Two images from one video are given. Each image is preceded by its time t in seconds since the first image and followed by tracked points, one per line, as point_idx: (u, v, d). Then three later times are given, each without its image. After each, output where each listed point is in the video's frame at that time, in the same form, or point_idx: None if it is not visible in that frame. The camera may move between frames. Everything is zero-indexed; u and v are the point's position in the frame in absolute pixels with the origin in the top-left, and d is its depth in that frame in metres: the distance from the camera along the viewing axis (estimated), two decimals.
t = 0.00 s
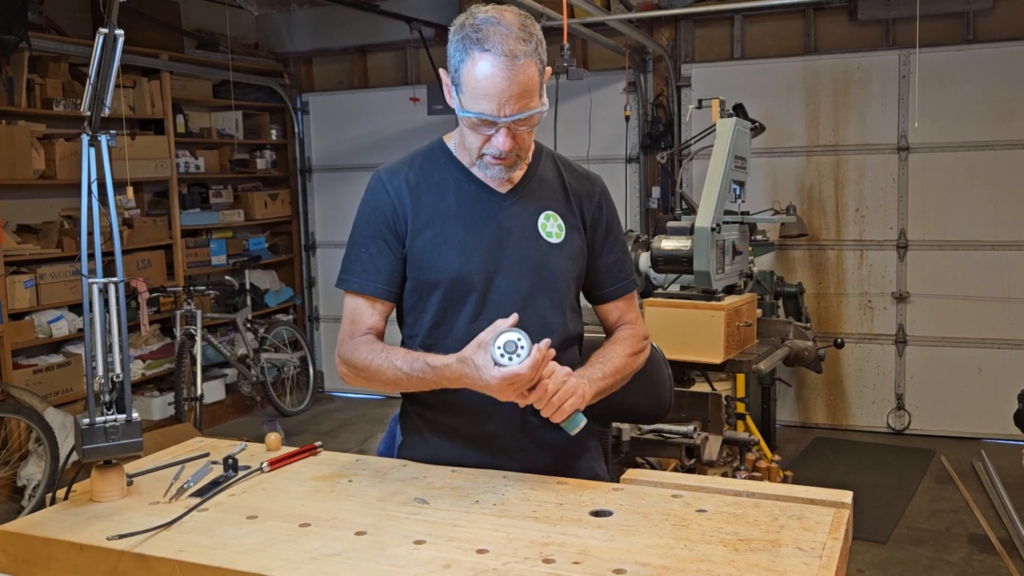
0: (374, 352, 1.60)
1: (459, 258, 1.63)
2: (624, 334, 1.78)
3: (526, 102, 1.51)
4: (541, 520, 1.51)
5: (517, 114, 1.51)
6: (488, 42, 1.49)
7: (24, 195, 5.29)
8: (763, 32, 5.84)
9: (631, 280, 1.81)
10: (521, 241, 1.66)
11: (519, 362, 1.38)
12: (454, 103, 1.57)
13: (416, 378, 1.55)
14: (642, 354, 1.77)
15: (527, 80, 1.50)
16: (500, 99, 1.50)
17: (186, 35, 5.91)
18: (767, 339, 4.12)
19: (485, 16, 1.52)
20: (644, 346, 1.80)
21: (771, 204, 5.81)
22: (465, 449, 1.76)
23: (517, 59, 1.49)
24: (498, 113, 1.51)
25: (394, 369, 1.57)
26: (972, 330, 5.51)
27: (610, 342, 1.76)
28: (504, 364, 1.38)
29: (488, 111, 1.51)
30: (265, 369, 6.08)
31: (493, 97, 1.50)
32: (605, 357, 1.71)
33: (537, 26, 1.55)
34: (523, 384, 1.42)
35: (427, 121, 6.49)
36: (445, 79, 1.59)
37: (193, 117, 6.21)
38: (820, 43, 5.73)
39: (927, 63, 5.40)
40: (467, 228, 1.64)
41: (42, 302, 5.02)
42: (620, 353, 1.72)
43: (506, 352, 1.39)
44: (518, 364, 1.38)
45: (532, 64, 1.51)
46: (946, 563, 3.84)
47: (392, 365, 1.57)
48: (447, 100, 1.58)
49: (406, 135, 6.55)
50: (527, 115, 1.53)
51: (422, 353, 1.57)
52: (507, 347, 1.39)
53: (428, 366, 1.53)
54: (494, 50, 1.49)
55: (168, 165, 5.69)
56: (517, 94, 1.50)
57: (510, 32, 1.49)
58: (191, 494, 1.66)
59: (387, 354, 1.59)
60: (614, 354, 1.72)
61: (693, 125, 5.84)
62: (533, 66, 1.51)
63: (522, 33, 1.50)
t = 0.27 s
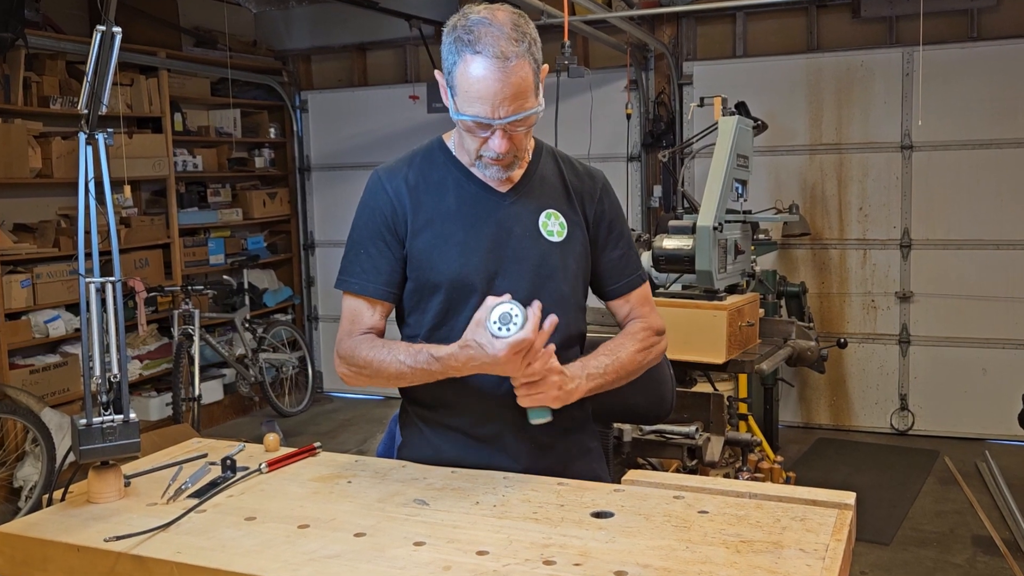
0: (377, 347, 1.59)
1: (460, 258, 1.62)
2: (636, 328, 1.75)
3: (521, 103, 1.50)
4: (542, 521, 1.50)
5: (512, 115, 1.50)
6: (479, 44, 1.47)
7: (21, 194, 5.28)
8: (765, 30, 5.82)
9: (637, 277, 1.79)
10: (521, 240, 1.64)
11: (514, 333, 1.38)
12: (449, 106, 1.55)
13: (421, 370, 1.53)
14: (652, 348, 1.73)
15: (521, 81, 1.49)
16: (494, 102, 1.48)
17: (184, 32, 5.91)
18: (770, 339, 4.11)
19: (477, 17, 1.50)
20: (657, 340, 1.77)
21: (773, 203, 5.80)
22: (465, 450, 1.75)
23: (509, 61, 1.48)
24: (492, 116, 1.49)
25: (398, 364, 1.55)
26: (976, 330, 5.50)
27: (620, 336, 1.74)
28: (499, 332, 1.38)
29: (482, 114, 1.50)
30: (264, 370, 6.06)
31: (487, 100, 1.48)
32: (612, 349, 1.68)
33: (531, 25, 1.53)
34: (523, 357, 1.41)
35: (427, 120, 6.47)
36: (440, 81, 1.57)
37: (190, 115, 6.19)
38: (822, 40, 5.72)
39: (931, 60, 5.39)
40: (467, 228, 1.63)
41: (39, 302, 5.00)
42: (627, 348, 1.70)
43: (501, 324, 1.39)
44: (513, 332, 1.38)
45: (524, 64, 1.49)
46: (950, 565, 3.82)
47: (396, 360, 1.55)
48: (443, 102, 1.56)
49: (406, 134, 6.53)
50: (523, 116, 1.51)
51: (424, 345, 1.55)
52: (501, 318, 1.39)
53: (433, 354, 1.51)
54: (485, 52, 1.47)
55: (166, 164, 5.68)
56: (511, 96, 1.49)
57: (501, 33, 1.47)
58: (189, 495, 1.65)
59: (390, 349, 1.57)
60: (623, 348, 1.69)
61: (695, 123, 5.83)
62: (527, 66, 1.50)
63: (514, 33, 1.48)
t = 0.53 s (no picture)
0: (378, 359, 1.56)
1: (457, 258, 1.61)
2: (626, 335, 1.73)
3: (511, 95, 1.49)
4: (543, 522, 1.49)
5: (502, 108, 1.49)
6: (468, 36, 1.46)
7: (18, 193, 5.26)
8: (768, 27, 5.80)
9: (634, 278, 1.78)
10: (519, 240, 1.63)
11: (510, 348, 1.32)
12: (441, 101, 1.55)
13: (420, 391, 1.51)
14: (642, 357, 1.71)
15: (510, 73, 1.48)
16: (484, 94, 1.47)
17: (182, 30, 5.89)
18: (772, 339, 4.09)
19: (466, 10, 1.49)
20: (646, 348, 1.75)
21: (776, 202, 5.78)
22: (465, 451, 1.74)
23: (498, 53, 1.47)
24: (482, 108, 1.48)
25: (397, 381, 1.53)
26: (980, 330, 5.49)
27: (610, 343, 1.71)
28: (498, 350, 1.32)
29: (472, 107, 1.49)
30: (262, 370, 6.05)
31: (477, 92, 1.48)
32: (600, 357, 1.66)
33: (521, 17, 1.52)
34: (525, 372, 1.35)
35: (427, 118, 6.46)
36: (432, 77, 1.57)
37: (189, 113, 6.17)
38: (825, 39, 5.70)
39: (934, 58, 5.37)
40: (464, 228, 1.62)
41: (36, 302, 4.99)
42: (617, 355, 1.67)
43: (497, 341, 1.33)
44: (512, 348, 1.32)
45: (514, 56, 1.48)
46: (953, 567, 3.82)
47: (395, 377, 1.53)
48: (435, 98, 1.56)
49: (406, 133, 6.52)
50: (514, 108, 1.50)
51: (425, 365, 1.52)
52: (497, 335, 1.33)
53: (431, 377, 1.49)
54: (473, 45, 1.46)
55: (164, 163, 5.66)
56: (501, 88, 1.48)
57: (489, 25, 1.46)
58: (187, 496, 1.64)
59: (390, 364, 1.55)
60: (610, 356, 1.67)
61: (697, 122, 5.81)
62: (516, 58, 1.49)
63: (502, 24, 1.47)
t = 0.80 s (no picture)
0: (377, 369, 1.56)
1: (456, 259, 1.59)
2: (627, 334, 1.73)
3: (511, 94, 1.48)
4: (543, 524, 1.47)
5: (502, 107, 1.48)
6: (465, 36, 1.45)
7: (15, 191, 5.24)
8: (771, 24, 5.78)
9: (635, 274, 1.76)
10: (518, 240, 1.62)
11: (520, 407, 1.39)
12: (439, 102, 1.53)
13: (417, 406, 1.51)
14: (644, 355, 1.72)
15: (509, 72, 1.47)
16: (483, 95, 1.46)
17: (180, 27, 5.87)
18: (774, 339, 4.08)
19: (463, 10, 1.48)
20: (647, 344, 1.75)
21: (778, 201, 5.76)
22: (465, 452, 1.72)
23: (496, 52, 1.45)
24: (481, 109, 1.47)
25: (395, 394, 1.53)
26: (983, 330, 5.48)
27: (611, 344, 1.72)
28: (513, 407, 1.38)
29: (471, 107, 1.47)
30: (260, 370, 6.03)
31: (476, 93, 1.46)
32: (602, 362, 1.67)
33: (518, 15, 1.51)
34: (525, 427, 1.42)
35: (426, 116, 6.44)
36: (429, 77, 1.55)
37: (187, 111, 6.15)
38: (828, 36, 5.69)
39: (938, 56, 5.36)
40: (463, 229, 1.60)
41: (33, 301, 4.98)
42: (619, 357, 1.68)
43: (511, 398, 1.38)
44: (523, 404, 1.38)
45: (512, 55, 1.47)
46: (957, 568, 3.80)
47: (394, 390, 1.53)
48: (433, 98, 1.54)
49: (406, 132, 6.50)
50: (513, 108, 1.49)
51: (424, 379, 1.53)
52: (509, 393, 1.38)
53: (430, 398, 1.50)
54: (471, 44, 1.45)
55: (161, 161, 5.65)
56: (500, 88, 1.46)
57: (486, 24, 1.45)
58: (185, 498, 1.63)
59: (389, 376, 1.55)
60: (612, 358, 1.68)
61: (699, 119, 5.80)
62: (515, 57, 1.47)
63: (499, 23, 1.46)
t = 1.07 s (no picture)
0: (374, 360, 1.56)
1: (455, 257, 1.58)
2: (632, 328, 1.74)
3: (512, 94, 1.46)
4: (544, 525, 1.46)
5: (502, 107, 1.46)
6: (466, 35, 1.44)
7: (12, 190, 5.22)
8: (773, 22, 5.76)
9: (637, 271, 1.75)
10: (518, 239, 1.61)
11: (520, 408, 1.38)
12: (439, 101, 1.52)
13: (415, 391, 1.51)
14: (650, 347, 1.72)
15: (510, 71, 1.45)
16: (484, 94, 1.45)
17: (178, 25, 5.85)
18: (777, 338, 4.07)
19: (464, 8, 1.47)
20: (654, 338, 1.76)
21: (781, 200, 5.75)
22: (465, 454, 1.71)
23: (498, 51, 1.44)
24: (482, 108, 1.46)
25: (393, 380, 1.53)
26: (987, 330, 5.47)
27: (616, 338, 1.72)
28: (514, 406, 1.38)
29: (472, 107, 1.46)
30: (259, 370, 6.01)
31: (476, 92, 1.45)
32: (607, 354, 1.67)
33: (520, 14, 1.50)
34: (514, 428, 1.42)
35: (426, 115, 6.42)
36: (429, 76, 1.54)
37: (185, 109, 6.14)
38: (831, 33, 5.67)
39: (941, 54, 5.35)
40: (463, 227, 1.59)
41: (29, 300, 4.97)
42: (625, 349, 1.68)
43: (514, 397, 1.38)
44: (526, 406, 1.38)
45: (514, 55, 1.46)
46: (961, 570, 3.79)
47: (391, 377, 1.53)
48: (432, 97, 1.53)
49: (406, 130, 6.49)
50: (514, 108, 1.47)
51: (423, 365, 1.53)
52: (513, 393, 1.38)
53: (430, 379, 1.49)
54: (472, 43, 1.44)
55: (159, 160, 5.64)
56: (501, 87, 1.45)
57: (488, 23, 1.44)
58: (183, 499, 1.61)
59: (387, 365, 1.55)
60: (620, 349, 1.69)
61: (701, 118, 5.79)
62: (516, 56, 1.46)
63: (501, 22, 1.45)
